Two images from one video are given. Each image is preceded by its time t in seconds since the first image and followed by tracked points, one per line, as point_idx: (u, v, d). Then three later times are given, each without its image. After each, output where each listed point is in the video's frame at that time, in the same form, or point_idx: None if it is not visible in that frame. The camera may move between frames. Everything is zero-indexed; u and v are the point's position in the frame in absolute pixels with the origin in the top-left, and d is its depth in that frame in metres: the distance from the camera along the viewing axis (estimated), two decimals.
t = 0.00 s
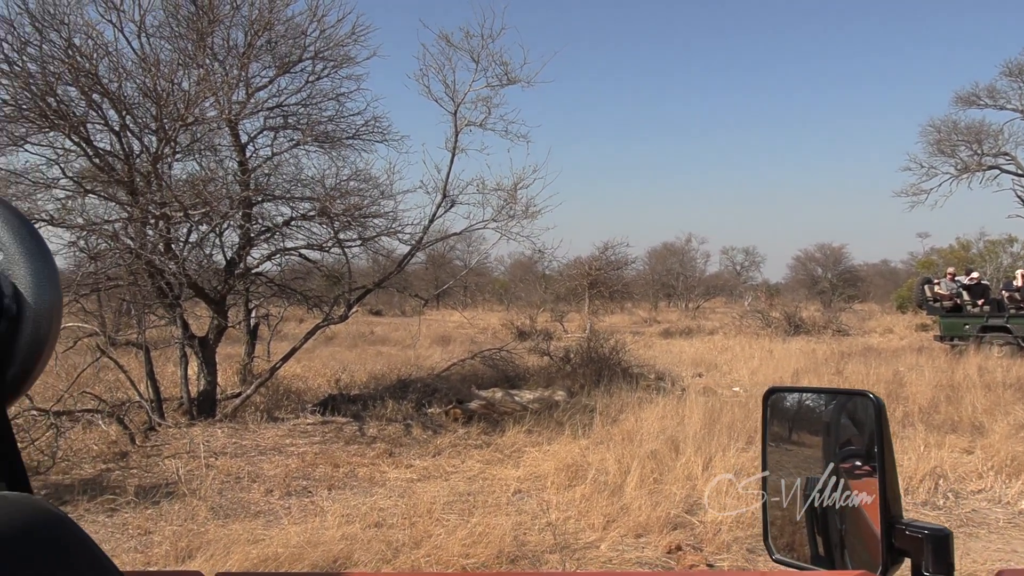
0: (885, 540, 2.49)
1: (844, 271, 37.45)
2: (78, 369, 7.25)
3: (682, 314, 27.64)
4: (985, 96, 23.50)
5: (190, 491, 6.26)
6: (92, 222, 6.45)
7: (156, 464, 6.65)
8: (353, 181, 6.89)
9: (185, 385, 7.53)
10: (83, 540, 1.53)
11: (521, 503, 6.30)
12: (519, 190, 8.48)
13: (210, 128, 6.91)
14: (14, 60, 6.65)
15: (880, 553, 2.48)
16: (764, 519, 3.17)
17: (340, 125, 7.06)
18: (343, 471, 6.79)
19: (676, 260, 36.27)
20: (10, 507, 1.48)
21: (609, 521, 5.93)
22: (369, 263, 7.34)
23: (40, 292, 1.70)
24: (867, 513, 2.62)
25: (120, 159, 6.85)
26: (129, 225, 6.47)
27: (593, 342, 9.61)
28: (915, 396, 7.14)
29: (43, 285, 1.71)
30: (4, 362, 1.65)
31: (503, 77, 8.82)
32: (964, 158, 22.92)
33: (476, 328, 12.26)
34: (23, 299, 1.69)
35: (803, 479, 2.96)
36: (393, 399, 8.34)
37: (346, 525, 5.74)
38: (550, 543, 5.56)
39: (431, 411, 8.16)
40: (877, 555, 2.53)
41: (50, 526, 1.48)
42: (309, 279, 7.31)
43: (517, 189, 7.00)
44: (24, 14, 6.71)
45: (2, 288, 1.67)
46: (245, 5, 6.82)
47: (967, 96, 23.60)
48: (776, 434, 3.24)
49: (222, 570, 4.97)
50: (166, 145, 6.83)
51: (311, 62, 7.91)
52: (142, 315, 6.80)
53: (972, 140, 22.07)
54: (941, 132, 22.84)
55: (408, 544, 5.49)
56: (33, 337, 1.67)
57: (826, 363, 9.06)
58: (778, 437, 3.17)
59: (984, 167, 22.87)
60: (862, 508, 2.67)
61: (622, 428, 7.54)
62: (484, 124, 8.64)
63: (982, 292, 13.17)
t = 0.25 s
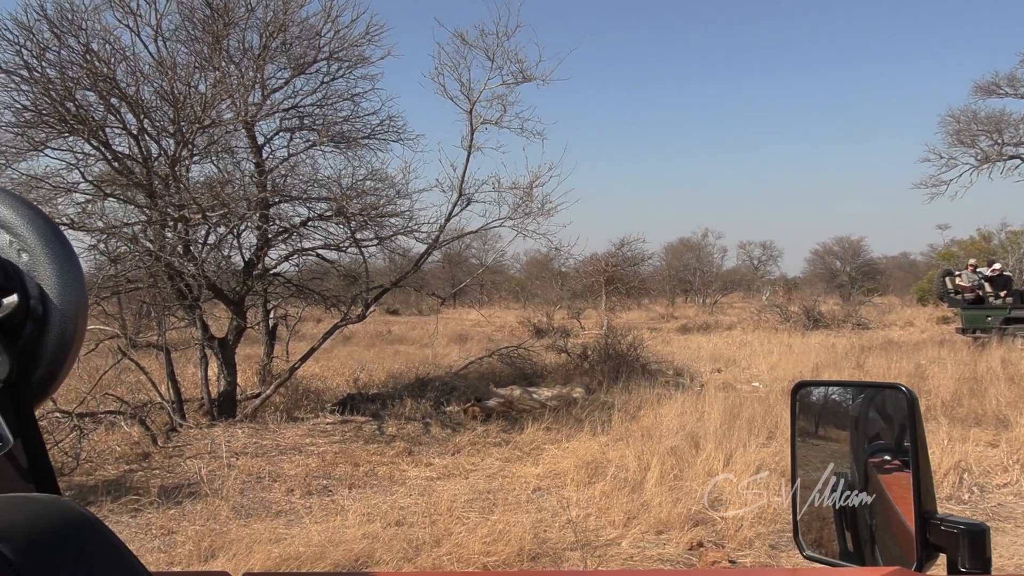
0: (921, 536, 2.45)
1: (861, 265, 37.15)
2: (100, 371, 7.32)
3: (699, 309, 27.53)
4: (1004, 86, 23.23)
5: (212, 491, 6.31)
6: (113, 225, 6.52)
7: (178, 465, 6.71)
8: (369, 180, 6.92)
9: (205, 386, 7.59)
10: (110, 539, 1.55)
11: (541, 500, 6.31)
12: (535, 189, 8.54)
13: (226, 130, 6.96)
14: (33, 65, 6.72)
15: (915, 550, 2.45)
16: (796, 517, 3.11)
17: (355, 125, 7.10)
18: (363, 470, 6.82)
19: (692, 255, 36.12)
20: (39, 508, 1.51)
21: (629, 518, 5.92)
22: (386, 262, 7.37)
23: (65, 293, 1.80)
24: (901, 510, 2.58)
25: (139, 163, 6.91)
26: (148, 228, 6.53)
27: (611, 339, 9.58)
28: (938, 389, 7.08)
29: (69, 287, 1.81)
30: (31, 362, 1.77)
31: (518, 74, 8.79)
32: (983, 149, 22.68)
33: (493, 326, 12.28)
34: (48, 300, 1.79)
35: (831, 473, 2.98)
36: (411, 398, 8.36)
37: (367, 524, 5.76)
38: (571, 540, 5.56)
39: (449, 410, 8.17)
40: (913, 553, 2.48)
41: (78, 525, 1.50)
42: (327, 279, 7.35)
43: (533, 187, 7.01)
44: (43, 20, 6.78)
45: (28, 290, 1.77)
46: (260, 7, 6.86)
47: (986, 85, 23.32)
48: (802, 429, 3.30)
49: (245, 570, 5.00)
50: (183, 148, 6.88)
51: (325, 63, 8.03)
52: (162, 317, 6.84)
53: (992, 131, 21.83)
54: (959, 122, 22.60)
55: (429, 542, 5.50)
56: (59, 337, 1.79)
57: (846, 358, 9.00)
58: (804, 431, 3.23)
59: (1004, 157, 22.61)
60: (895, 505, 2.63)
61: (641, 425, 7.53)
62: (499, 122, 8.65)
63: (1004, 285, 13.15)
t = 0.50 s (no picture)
0: (942, 533, 2.40)
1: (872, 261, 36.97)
2: (112, 371, 7.36)
3: (709, 306, 27.46)
4: (1015, 79, 23.08)
5: (224, 490, 6.33)
6: (124, 226, 6.57)
7: (191, 464, 6.74)
8: (378, 179, 6.94)
9: (217, 386, 7.60)
10: (124, 539, 1.51)
11: (553, 498, 6.31)
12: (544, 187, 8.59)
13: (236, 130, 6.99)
14: (44, 68, 6.76)
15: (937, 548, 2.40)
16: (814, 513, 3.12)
17: (364, 125, 7.12)
18: (374, 468, 6.84)
19: (702, 252, 36.03)
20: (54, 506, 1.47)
21: (641, 515, 5.93)
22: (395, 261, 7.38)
23: (80, 292, 1.82)
24: (920, 506, 2.62)
25: (149, 164, 6.94)
26: (159, 228, 6.58)
27: (621, 336, 9.57)
28: (951, 385, 7.04)
29: (83, 285, 1.83)
30: (46, 361, 1.79)
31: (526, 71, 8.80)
32: (995, 143, 22.53)
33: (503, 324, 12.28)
34: (63, 298, 1.80)
35: (848, 469, 3.04)
36: (422, 396, 8.37)
37: (379, 523, 5.77)
38: (582, 538, 5.56)
39: (460, 408, 8.19)
40: (934, 551, 2.44)
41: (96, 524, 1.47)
42: (337, 278, 7.37)
43: (542, 185, 7.02)
44: (53, 22, 6.82)
45: (44, 288, 1.79)
46: (268, 8, 6.88)
47: (998, 79, 23.14)
48: (819, 425, 3.33)
49: (258, 569, 5.02)
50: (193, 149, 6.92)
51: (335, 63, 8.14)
52: (173, 317, 6.87)
53: (1004, 124, 21.69)
54: (971, 117, 22.44)
55: (441, 540, 5.51)
56: (75, 337, 1.80)
57: (858, 354, 8.96)
58: (820, 427, 3.26)
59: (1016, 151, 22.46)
60: (914, 502, 2.66)
61: (652, 422, 7.52)
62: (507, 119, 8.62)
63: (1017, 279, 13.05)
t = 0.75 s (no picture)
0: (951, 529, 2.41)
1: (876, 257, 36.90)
2: (117, 369, 7.37)
3: (713, 304, 27.43)
4: (1020, 74, 23.02)
5: (229, 488, 6.35)
6: (128, 225, 6.60)
7: (196, 462, 6.76)
8: (382, 177, 6.95)
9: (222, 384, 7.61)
10: (127, 537, 1.52)
11: (557, 495, 6.32)
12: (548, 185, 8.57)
13: (240, 129, 7.01)
14: (48, 67, 6.77)
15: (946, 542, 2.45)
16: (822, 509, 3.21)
17: (367, 123, 7.13)
18: (379, 466, 6.85)
19: (706, 249, 35.98)
20: (58, 506, 1.47)
21: (646, 513, 5.94)
22: (399, 259, 7.39)
23: (84, 288, 1.82)
24: (928, 502, 2.62)
25: (153, 163, 6.96)
26: (163, 227, 6.61)
27: (625, 333, 9.56)
28: (956, 381, 7.04)
29: (88, 281, 1.83)
30: (50, 357, 1.80)
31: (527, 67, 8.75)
32: (1000, 138, 22.47)
33: (507, 322, 12.28)
34: (68, 294, 1.81)
35: (854, 465, 3.07)
36: (426, 394, 8.38)
37: (384, 521, 5.78)
38: (587, 535, 5.56)
39: (464, 405, 8.20)
40: (942, 547, 2.49)
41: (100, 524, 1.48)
42: (341, 276, 7.38)
43: (546, 182, 7.02)
44: (57, 22, 6.84)
45: (49, 285, 1.79)
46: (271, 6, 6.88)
47: (1003, 74, 23.03)
48: (827, 422, 3.41)
49: (264, 567, 5.03)
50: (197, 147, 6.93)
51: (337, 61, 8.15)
52: (178, 316, 6.87)
53: (1009, 119, 21.63)
54: (976, 113, 22.37)
55: (446, 538, 5.52)
56: (79, 334, 1.81)
57: (863, 350, 8.95)
58: (828, 425, 3.35)
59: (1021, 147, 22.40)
60: (921, 497, 2.67)
61: (656, 419, 7.52)
62: (511, 116, 8.62)
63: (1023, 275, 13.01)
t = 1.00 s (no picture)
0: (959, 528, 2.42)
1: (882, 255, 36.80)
2: (122, 366, 7.38)
3: (718, 301, 27.41)
4: None
5: (235, 484, 6.37)
6: (134, 223, 6.62)
7: (201, 459, 6.78)
8: (386, 174, 6.97)
9: (226, 381, 7.62)
10: (131, 531, 1.56)
11: (562, 492, 6.34)
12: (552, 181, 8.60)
13: (245, 126, 7.02)
14: (54, 64, 6.79)
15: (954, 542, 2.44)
16: (829, 509, 3.17)
17: (372, 120, 7.14)
18: (384, 462, 6.86)
19: (711, 246, 35.93)
20: (66, 500, 1.51)
21: (650, 510, 5.96)
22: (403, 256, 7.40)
23: (91, 284, 1.79)
24: (936, 501, 2.61)
25: (158, 159, 6.97)
26: (169, 224, 6.66)
27: (630, 330, 9.55)
28: (962, 379, 7.03)
29: (95, 277, 1.80)
30: (57, 354, 1.78)
31: (531, 63, 8.80)
32: (1007, 135, 22.40)
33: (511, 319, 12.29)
34: (75, 290, 1.78)
35: (862, 463, 3.05)
36: (431, 391, 8.39)
37: (389, 517, 5.80)
38: (592, 532, 5.57)
39: (469, 402, 8.21)
40: (951, 547, 2.47)
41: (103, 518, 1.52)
42: (345, 273, 7.39)
43: (550, 179, 7.03)
44: (62, 19, 6.85)
45: (55, 281, 1.77)
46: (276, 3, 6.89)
47: (1010, 71, 22.93)
48: (833, 420, 3.40)
49: (269, 563, 5.06)
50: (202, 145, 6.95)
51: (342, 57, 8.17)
52: (183, 313, 6.91)
53: (1016, 116, 21.56)
54: (983, 109, 22.29)
55: (451, 534, 5.53)
56: (85, 331, 1.79)
57: (868, 348, 8.94)
58: (835, 421, 3.34)
59: None
60: (929, 496, 2.66)
61: (661, 417, 7.52)
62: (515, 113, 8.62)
63: None
